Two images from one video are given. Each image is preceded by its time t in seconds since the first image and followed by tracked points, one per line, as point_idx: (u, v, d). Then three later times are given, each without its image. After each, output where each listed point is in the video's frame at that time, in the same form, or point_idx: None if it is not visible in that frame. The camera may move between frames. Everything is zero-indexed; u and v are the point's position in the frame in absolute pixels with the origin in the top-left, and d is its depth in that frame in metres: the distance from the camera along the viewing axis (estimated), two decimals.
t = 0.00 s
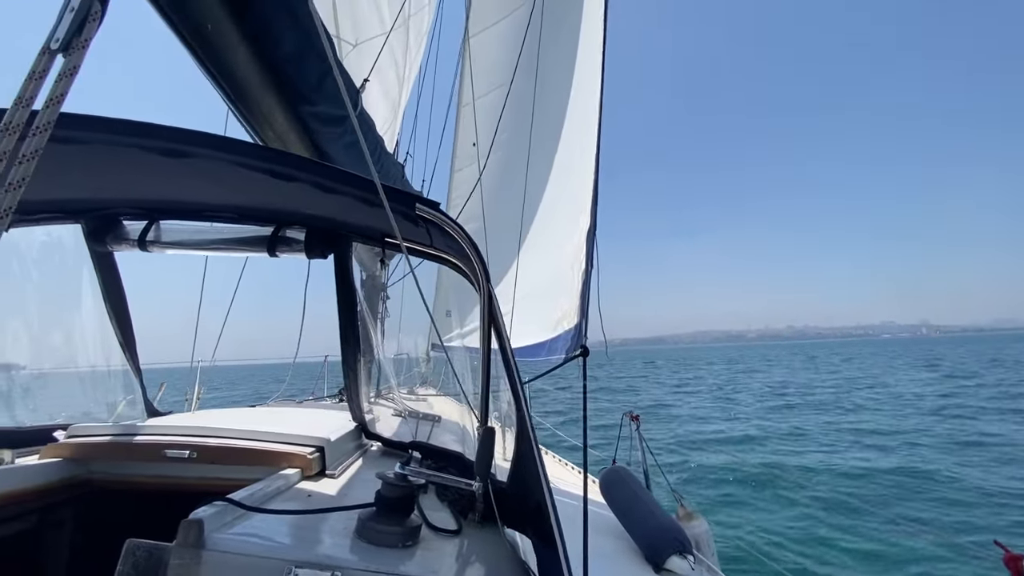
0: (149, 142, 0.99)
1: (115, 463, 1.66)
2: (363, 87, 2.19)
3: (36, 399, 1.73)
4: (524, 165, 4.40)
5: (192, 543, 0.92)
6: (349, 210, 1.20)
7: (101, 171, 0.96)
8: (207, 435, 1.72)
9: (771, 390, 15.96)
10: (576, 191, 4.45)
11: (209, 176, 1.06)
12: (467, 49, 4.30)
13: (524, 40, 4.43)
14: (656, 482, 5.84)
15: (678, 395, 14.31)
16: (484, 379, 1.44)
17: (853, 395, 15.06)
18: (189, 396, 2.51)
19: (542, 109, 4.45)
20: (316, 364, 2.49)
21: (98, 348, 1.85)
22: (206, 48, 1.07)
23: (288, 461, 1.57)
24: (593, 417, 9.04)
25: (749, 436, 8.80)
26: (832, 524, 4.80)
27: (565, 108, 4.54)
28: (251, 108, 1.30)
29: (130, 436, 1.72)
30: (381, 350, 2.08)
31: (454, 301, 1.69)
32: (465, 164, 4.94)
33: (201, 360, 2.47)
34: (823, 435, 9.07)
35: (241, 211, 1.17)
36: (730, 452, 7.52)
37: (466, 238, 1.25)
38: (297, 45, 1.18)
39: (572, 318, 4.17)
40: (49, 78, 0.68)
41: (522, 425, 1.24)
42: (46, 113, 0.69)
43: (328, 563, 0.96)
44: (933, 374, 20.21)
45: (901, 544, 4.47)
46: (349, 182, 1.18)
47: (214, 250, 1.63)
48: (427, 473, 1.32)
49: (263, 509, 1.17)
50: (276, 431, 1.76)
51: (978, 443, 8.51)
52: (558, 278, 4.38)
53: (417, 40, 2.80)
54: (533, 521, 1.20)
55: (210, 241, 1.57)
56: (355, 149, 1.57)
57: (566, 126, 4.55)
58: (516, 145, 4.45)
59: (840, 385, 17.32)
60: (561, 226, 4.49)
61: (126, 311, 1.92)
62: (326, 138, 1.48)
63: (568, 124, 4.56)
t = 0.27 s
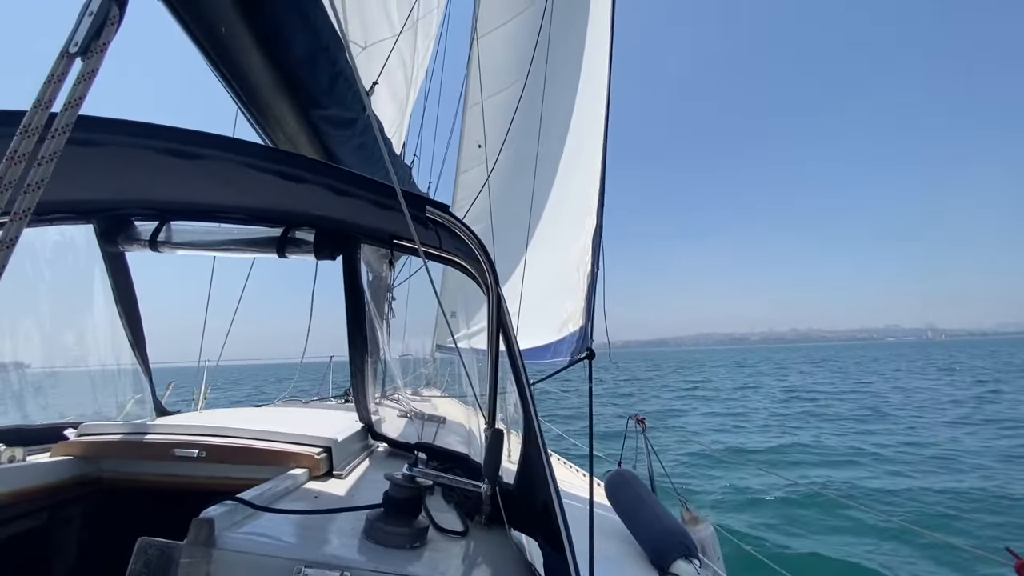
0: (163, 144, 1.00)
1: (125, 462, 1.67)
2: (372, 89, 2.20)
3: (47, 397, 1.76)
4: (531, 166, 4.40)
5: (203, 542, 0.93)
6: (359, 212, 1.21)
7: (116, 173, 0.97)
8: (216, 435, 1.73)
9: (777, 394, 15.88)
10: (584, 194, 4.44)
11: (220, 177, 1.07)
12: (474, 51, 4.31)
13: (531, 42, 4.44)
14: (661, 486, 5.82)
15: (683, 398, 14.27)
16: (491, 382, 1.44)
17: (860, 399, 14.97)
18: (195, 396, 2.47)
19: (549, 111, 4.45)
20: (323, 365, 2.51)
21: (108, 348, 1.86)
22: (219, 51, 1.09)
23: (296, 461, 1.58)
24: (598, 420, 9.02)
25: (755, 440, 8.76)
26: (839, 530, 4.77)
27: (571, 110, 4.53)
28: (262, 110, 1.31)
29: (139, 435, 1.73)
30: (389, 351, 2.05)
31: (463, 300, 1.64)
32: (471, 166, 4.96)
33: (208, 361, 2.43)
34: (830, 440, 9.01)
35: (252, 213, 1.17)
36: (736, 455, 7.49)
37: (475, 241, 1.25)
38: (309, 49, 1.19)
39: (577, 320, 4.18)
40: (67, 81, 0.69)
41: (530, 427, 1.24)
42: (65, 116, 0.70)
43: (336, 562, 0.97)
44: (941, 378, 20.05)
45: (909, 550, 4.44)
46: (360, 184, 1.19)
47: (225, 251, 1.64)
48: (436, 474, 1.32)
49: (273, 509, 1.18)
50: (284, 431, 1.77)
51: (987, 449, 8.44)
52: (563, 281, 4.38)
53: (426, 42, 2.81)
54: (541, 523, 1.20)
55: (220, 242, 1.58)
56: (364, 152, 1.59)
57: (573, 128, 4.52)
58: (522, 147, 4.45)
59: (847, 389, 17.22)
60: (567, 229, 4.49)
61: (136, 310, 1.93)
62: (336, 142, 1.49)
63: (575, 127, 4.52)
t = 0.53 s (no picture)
0: (177, 144, 1.00)
1: (135, 460, 1.68)
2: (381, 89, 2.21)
3: (57, 394, 1.77)
4: (537, 167, 4.40)
5: (215, 539, 0.93)
6: (370, 211, 1.21)
7: (132, 172, 0.98)
8: (225, 433, 1.74)
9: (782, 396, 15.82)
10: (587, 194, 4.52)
11: (233, 177, 1.07)
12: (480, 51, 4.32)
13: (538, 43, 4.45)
14: (667, 487, 5.80)
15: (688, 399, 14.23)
16: (501, 382, 1.44)
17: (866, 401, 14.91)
18: (203, 394, 2.55)
19: (555, 112, 4.46)
20: (329, 365, 2.52)
21: (118, 346, 1.87)
22: (232, 50, 1.09)
23: (305, 460, 1.58)
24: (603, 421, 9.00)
25: (761, 442, 8.72)
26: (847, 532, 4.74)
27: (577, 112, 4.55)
28: (274, 110, 1.32)
29: (150, 433, 1.74)
30: (396, 351, 2.05)
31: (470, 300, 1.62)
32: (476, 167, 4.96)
33: (214, 359, 2.47)
34: (836, 442, 8.97)
35: (264, 212, 1.18)
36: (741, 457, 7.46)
37: (485, 239, 1.25)
38: (320, 49, 1.19)
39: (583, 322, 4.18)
40: (85, 79, 0.69)
41: (541, 429, 1.24)
42: (82, 114, 0.71)
43: (348, 561, 0.97)
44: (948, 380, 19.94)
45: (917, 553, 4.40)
46: (371, 184, 1.19)
47: (235, 250, 1.65)
48: (447, 474, 1.31)
49: (283, 507, 1.19)
50: (293, 430, 1.77)
51: (995, 451, 8.38)
52: (569, 282, 4.37)
53: (433, 43, 2.81)
54: (551, 523, 1.20)
55: (231, 241, 1.59)
56: (374, 152, 1.59)
57: (578, 131, 4.59)
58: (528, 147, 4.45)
59: (853, 391, 17.13)
60: (571, 230, 4.52)
61: (144, 307, 1.94)
62: (346, 141, 1.50)
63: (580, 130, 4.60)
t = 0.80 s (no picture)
0: (177, 141, 1.00)
1: (137, 458, 1.69)
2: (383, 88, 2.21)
3: (60, 392, 1.76)
4: (539, 166, 4.40)
5: (214, 537, 0.94)
6: (370, 210, 1.21)
7: (132, 170, 0.98)
8: (226, 432, 1.74)
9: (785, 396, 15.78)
10: (589, 193, 4.46)
11: (233, 174, 1.07)
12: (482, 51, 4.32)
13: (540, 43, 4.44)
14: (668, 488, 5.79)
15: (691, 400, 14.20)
16: (501, 381, 1.44)
17: (870, 401, 14.86)
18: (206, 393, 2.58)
19: (557, 111, 4.45)
20: (331, 364, 2.52)
21: (120, 344, 1.88)
22: (233, 48, 1.09)
23: (305, 458, 1.58)
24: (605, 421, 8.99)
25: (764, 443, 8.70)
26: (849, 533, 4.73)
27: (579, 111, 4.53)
28: (274, 108, 1.32)
29: (151, 431, 1.75)
30: (397, 350, 2.04)
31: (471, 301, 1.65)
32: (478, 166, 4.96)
33: (217, 358, 2.42)
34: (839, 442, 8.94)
35: (265, 211, 1.18)
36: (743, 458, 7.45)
37: (485, 238, 1.25)
38: (320, 48, 1.19)
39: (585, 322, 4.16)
40: (84, 76, 0.70)
41: (540, 429, 1.24)
42: (81, 111, 0.71)
43: (346, 559, 0.97)
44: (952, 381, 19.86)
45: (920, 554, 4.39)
46: (371, 182, 1.19)
47: (236, 249, 1.65)
48: (446, 475, 1.32)
49: (283, 505, 1.19)
50: (294, 429, 1.77)
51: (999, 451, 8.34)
52: (571, 282, 4.36)
53: (435, 42, 2.81)
54: (550, 523, 1.20)
55: (232, 240, 1.59)
56: (375, 150, 1.59)
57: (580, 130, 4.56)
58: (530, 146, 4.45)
59: (856, 391, 17.07)
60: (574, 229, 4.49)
61: (147, 307, 1.96)
62: (347, 140, 1.50)
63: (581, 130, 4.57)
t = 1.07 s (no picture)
0: (179, 143, 1.01)
1: (139, 457, 1.70)
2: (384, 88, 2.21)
3: (64, 391, 1.77)
4: (541, 165, 4.40)
5: (215, 536, 0.94)
6: (370, 211, 1.21)
7: (133, 171, 0.98)
8: (228, 431, 1.75)
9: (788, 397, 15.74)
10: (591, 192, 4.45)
11: (234, 176, 1.08)
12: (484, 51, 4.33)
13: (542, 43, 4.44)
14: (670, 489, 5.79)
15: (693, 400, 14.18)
16: (501, 382, 1.44)
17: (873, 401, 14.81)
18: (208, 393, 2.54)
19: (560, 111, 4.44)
20: (332, 363, 2.53)
21: (123, 344, 1.89)
22: (234, 50, 1.10)
23: (306, 458, 1.59)
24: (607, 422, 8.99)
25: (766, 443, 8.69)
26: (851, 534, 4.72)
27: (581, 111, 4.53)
28: (276, 110, 1.33)
29: (154, 430, 1.76)
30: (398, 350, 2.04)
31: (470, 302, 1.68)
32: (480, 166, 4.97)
33: (220, 358, 2.48)
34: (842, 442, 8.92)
35: (266, 212, 1.19)
36: (744, 459, 7.44)
37: (485, 239, 1.25)
38: (322, 49, 1.19)
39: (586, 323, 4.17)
40: (86, 79, 0.70)
41: (539, 430, 1.24)
42: (83, 114, 0.71)
43: (346, 559, 0.97)
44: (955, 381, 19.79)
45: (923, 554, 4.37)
46: (372, 183, 1.20)
47: (238, 250, 1.66)
48: (446, 475, 1.32)
49: (284, 505, 1.19)
50: (295, 428, 1.78)
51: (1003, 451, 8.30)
52: (573, 283, 4.37)
53: (437, 42, 2.82)
54: (549, 524, 1.20)
55: (234, 240, 1.60)
56: (376, 151, 1.60)
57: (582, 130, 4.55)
58: (531, 145, 4.44)
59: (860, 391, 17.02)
60: (576, 230, 4.49)
61: (150, 309, 1.96)
62: (349, 141, 1.50)
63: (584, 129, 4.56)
